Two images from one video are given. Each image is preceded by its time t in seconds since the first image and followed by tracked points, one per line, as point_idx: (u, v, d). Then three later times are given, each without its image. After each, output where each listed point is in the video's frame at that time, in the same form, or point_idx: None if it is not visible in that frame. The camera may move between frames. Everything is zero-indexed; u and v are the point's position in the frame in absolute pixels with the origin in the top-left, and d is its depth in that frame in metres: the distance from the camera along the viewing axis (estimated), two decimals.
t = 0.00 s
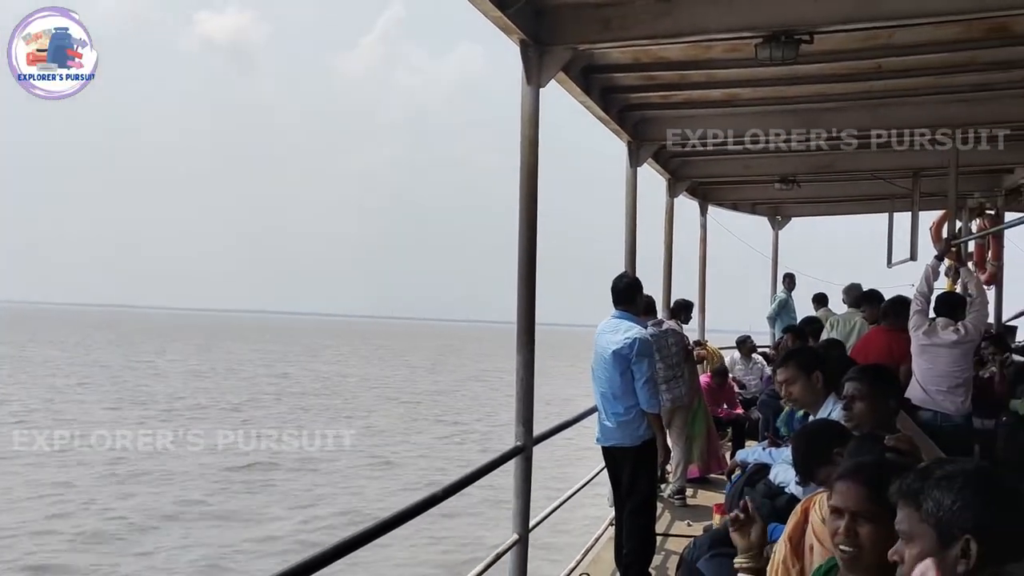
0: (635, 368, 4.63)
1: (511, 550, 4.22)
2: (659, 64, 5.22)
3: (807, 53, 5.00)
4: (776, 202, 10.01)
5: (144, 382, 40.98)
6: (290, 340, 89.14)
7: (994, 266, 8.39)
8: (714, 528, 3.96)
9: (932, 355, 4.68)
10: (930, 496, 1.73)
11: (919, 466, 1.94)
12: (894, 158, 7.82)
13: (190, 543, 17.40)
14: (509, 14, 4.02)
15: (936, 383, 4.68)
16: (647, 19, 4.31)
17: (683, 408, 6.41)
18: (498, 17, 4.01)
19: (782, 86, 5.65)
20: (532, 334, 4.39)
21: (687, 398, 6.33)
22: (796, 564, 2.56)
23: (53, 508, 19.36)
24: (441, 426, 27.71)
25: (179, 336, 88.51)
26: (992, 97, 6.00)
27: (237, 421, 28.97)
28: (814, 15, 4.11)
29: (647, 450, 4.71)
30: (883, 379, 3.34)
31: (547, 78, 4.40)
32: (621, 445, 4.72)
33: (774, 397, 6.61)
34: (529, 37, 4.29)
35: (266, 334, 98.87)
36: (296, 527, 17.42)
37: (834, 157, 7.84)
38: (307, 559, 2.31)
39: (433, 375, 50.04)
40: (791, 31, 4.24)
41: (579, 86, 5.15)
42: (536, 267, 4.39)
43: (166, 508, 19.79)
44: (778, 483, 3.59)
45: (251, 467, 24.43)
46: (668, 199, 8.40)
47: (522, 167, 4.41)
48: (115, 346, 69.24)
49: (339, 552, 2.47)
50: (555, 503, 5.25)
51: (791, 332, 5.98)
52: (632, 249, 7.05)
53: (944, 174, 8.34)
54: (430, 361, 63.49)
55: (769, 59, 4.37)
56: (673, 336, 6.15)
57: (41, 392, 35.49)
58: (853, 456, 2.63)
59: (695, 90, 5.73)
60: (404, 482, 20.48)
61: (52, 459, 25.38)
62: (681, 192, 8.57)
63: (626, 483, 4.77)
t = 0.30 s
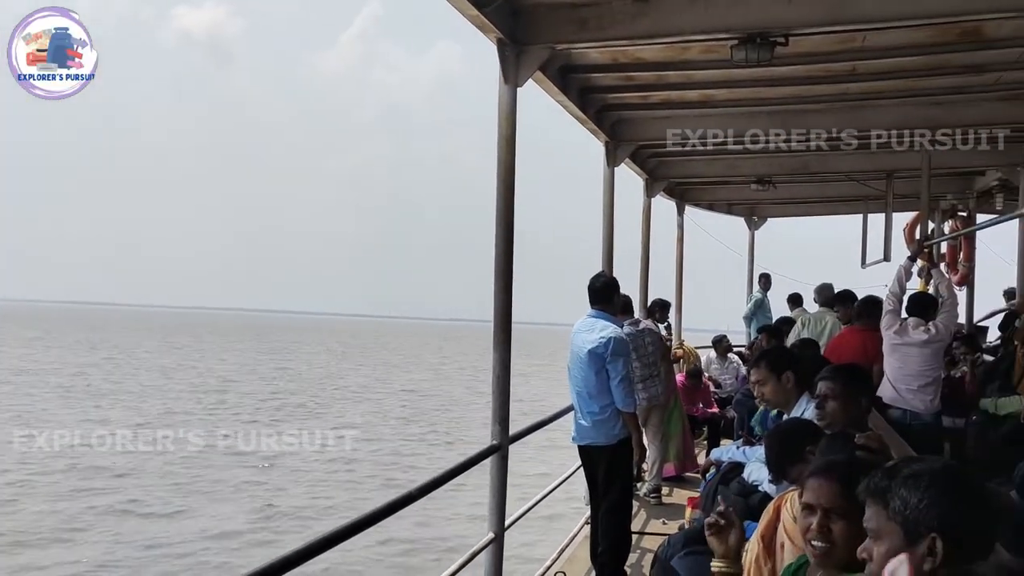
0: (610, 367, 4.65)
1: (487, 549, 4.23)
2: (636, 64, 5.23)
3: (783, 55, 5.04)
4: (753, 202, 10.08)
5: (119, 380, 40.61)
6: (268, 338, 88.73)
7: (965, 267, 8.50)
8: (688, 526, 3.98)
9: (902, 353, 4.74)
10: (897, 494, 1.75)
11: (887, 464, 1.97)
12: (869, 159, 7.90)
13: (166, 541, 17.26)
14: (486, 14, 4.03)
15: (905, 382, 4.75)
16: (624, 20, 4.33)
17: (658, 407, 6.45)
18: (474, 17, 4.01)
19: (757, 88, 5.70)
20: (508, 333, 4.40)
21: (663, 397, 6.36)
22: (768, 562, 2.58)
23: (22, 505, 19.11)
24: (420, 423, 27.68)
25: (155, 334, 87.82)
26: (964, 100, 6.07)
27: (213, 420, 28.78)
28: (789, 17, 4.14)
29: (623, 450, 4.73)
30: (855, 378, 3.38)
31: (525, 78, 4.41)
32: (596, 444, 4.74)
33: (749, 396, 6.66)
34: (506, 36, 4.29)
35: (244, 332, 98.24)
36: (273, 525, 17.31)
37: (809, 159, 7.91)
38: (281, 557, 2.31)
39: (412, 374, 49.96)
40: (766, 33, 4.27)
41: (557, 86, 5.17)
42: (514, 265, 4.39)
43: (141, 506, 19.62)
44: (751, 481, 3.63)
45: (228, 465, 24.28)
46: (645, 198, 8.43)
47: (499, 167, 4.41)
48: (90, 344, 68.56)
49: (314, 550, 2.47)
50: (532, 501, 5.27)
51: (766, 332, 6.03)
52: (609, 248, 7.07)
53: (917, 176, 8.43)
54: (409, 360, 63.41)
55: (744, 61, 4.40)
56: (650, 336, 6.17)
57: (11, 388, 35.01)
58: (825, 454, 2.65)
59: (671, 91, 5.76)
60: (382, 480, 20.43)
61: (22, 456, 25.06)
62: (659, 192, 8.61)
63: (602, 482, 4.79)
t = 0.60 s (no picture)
0: (589, 367, 4.65)
1: (464, 548, 4.22)
2: (616, 64, 5.24)
3: (763, 56, 5.07)
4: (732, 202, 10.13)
5: (96, 377, 40.22)
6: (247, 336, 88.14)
7: (941, 268, 8.58)
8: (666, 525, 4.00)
9: (878, 353, 4.78)
10: (868, 494, 1.77)
11: (859, 464, 1.98)
12: (847, 160, 7.95)
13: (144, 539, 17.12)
14: (466, 12, 4.02)
15: (881, 381, 4.79)
16: (604, 20, 4.34)
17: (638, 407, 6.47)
18: (454, 15, 4.01)
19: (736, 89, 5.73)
20: (487, 333, 4.40)
21: (642, 397, 6.37)
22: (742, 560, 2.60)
23: None
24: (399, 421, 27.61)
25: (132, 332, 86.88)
26: (941, 103, 6.12)
27: (191, 418, 28.57)
28: (768, 19, 4.16)
29: (600, 449, 4.74)
30: (831, 378, 3.40)
31: (505, 77, 4.41)
32: (575, 444, 4.75)
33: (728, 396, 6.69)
34: (486, 35, 4.29)
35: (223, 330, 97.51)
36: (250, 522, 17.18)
37: (787, 160, 7.95)
38: (257, 557, 2.29)
39: (392, 372, 49.82)
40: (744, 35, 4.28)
41: (537, 85, 5.17)
42: (492, 264, 4.39)
43: (117, 504, 19.45)
44: (728, 480, 3.64)
45: (206, 463, 24.10)
46: (625, 199, 8.46)
47: (479, 166, 4.40)
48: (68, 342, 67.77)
49: (291, 549, 2.45)
50: (511, 499, 5.26)
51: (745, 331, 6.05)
52: (589, 249, 7.09)
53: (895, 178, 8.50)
54: (390, 357, 63.22)
55: (723, 62, 4.42)
56: (629, 336, 6.17)
57: None
58: (800, 453, 2.67)
59: (651, 92, 5.78)
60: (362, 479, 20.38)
61: None
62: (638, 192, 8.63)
63: (580, 481, 4.79)
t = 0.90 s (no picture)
0: (567, 366, 4.66)
1: (441, 547, 4.22)
2: (594, 63, 5.25)
3: (742, 56, 5.09)
4: (709, 202, 10.18)
5: (69, 375, 39.75)
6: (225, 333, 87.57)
7: (916, 268, 8.65)
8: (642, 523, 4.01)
9: (854, 353, 4.82)
10: (836, 493, 1.78)
11: (830, 463, 2.00)
12: (824, 161, 8.01)
13: (119, 537, 16.96)
14: (445, 9, 4.01)
15: (856, 381, 4.82)
16: (582, 19, 4.34)
17: (616, 405, 6.48)
18: (433, 12, 4.00)
19: (715, 89, 5.75)
20: (464, 332, 4.39)
21: (620, 395, 6.39)
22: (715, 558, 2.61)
23: None
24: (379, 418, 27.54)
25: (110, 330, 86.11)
26: (916, 105, 6.17)
27: (168, 416, 28.33)
28: (744, 18, 4.18)
29: (577, 448, 4.76)
30: (806, 377, 3.42)
31: (483, 75, 4.41)
32: (552, 442, 4.75)
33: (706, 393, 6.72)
34: (465, 32, 4.28)
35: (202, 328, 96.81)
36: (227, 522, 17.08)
37: (765, 160, 8.01)
38: (231, 554, 2.27)
39: (372, 370, 49.67)
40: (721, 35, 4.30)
41: (516, 83, 5.16)
42: (470, 262, 4.39)
43: (92, 502, 19.26)
44: (704, 479, 3.66)
45: (183, 461, 23.91)
46: (604, 198, 8.48)
47: (457, 164, 4.40)
48: (43, 339, 67.01)
49: (265, 547, 2.44)
50: (488, 497, 5.27)
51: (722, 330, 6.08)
52: (568, 247, 7.10)
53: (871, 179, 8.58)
54: (370, 356, 62.97)
55: (701, 61, 4.44)
56: (608, 334, 6.17)
57: None
58: (774, 452, 2.68)
59: (630, 91, 5.79)
60: (340, 477, 20.30)
61: None
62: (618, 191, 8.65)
63: (557, 479, 4.80)
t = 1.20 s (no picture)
0: (542, 365, 4.66)
1: (415, 547, 4.21)
2: (570, 63, 5.25)
3: (717, 58, 5.12)
4: (685, 203, 10.23)
5: (39, 373, 39.19)
6: (201, 333, 86.86)
7: (888, 269, 8.72)
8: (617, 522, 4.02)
9: (827, 354, 4.86)
10: (801, 495, 1.79)
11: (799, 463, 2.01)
12: (798, 162, 8.07)
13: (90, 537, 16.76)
14: (419, 8, 4.00)
15: (830, 382, 4.87)
16: (558, 19, 4.35)
17: (591, 405, 6.50)
18: (408, 11, 3.98)
19: (691, 90, 5.78)
20: (438, 331, 4.38)
21: (595, 395, 6.41)
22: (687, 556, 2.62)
23: None
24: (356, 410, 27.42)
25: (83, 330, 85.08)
26: (888, 107, 6.23)
27: (142, 415, 28.07)
28: (718, 20, 4.21)
29: (552, 447, 4.76)
30: (779, 377, 3.45)
31: (458, 75, 4.41)
32: (527, 442, 4.76)
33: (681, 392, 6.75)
34: (440, 31, 4.27)
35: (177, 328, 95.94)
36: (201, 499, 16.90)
37: (741, 162, 8.05)
38: (200, 556, 2.25)
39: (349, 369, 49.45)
40: (695, 36, 4.33)
41: (492, 82, 5.16)
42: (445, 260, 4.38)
43: (63, 502, 19.03)
44: (677, 478, 3.67)
45: (158, 461, 23.71)
46: (580, 198, 8.49)
47: (432, 162, 4.39)
48: (16, 339, 66.17)
49: (235, 548, 2.42)
50: (463, 497, 5.26)
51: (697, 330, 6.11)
52: (544, 246, 7.11)
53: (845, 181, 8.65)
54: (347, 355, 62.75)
55: (675, 62, 4.46)
56: (584, 334, 6.18)
57: None
58: (745, 451, 2.70)
59: (606, 91, 5.81)
60: (316, 476, 20.19)
61: None
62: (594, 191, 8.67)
63: (533, 479, 4.80)
